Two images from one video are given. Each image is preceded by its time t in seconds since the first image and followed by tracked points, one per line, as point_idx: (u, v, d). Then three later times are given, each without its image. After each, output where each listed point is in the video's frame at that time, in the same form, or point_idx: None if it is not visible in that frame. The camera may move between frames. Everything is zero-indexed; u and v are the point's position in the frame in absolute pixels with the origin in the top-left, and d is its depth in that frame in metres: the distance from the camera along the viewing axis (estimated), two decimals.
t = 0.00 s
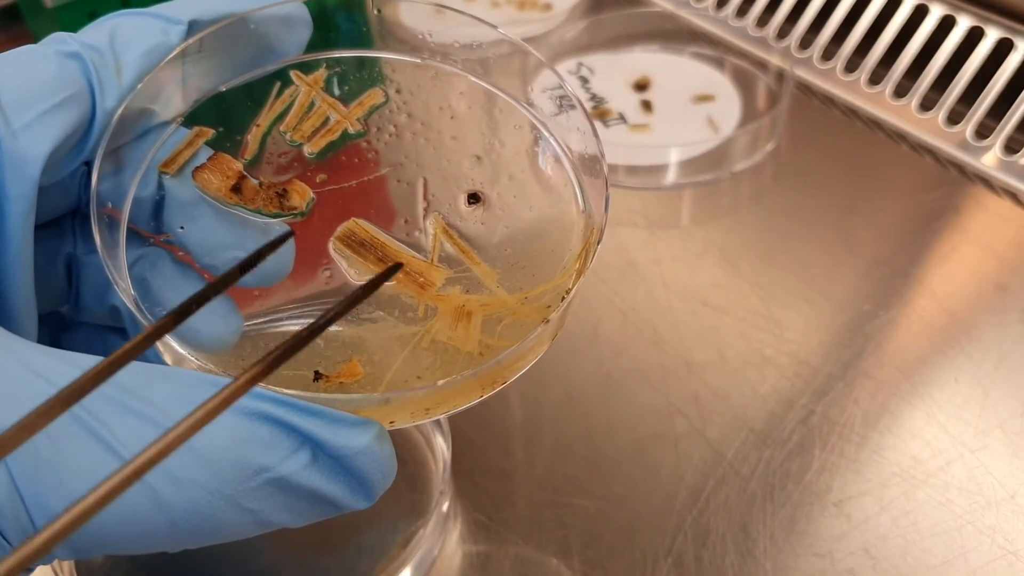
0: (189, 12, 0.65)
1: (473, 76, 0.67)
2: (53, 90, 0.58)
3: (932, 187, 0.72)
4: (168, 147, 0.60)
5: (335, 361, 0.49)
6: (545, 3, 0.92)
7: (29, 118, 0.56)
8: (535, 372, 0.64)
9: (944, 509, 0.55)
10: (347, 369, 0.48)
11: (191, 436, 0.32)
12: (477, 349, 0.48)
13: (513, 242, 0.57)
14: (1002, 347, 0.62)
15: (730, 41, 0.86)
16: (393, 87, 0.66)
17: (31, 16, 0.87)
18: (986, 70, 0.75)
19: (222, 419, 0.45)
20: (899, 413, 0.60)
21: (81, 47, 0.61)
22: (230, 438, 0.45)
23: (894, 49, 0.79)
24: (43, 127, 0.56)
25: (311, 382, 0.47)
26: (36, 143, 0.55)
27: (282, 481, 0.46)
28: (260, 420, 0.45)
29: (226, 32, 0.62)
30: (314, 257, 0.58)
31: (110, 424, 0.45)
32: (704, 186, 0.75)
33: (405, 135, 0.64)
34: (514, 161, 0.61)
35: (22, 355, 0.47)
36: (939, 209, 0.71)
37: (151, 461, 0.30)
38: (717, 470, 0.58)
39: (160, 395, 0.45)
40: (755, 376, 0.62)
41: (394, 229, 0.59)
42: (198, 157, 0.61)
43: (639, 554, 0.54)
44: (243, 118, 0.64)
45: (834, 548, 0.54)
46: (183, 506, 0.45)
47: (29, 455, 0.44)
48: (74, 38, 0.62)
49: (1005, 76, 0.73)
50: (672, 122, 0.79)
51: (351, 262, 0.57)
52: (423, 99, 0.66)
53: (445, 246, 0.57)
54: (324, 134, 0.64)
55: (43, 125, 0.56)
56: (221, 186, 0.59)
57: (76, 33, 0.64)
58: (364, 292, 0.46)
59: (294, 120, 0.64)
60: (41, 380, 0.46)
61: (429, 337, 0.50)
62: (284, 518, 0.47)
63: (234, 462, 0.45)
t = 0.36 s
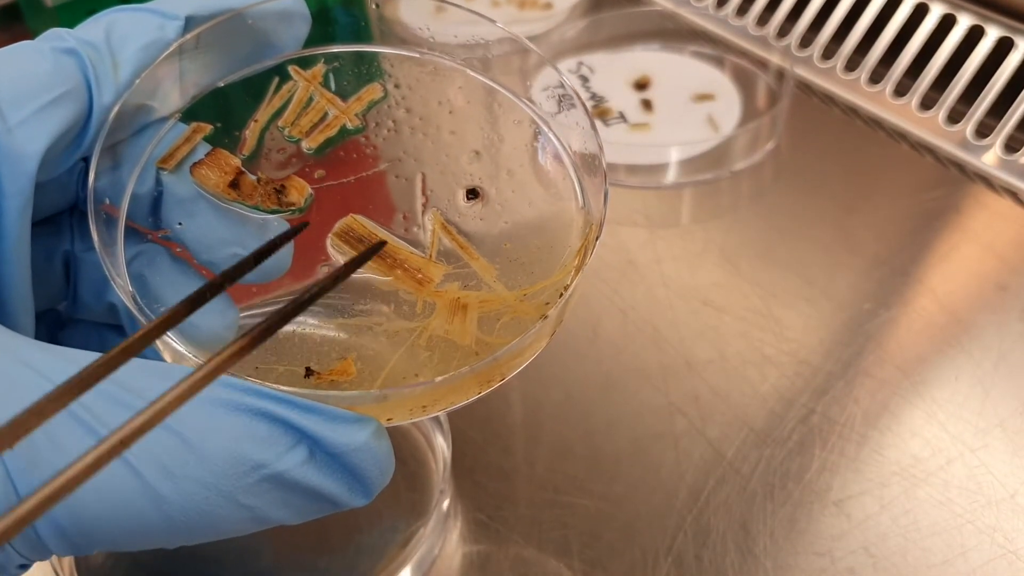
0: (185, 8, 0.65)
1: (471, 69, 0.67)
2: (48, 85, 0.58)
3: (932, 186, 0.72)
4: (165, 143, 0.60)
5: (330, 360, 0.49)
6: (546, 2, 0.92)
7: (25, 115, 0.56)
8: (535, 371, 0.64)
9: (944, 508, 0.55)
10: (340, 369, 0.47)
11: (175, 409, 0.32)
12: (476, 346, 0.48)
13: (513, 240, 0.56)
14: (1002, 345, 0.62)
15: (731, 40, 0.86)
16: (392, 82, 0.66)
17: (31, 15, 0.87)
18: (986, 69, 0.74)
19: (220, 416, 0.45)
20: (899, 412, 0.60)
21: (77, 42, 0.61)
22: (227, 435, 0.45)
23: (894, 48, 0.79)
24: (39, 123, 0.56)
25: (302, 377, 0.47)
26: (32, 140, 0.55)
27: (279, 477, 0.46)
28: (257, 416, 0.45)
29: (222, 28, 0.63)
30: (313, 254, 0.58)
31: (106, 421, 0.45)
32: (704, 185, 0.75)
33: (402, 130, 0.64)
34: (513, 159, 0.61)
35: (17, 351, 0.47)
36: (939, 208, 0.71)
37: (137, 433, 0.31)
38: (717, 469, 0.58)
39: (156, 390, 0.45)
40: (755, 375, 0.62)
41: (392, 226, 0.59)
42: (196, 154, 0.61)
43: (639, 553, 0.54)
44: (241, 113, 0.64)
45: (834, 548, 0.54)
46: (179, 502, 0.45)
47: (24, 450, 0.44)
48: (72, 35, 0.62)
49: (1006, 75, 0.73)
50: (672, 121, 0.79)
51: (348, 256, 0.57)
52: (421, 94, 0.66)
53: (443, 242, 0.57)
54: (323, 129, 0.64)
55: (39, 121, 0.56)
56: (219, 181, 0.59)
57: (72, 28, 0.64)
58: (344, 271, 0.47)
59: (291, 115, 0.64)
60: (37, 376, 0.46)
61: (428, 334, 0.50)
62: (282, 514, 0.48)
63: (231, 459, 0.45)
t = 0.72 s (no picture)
0: (183, 8, 0.65)
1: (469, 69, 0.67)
2: (46, 86, 0.58)
3: (932, 187, 0.72)
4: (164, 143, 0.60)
5: (330, 360, 0.48)
6: (546, 3, 0.92)
7: (23, 116, 0.56)
8: (535, 372, 0.64)
9: (944, 509, 0.55)
10: (341, 371, 0.47)
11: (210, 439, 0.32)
12: (475, 345, 0.48)
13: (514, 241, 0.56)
14: (1002, 346, 0.62)
15: (730, 42, 0.86)
16: (390, 82, 0.66)
17: (32, 16, 0.87)
18: (986, 70, 0.75)
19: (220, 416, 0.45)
20: (899, 413, 0.60)
21: (75, 43, 0.61)
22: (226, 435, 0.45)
23: (894, 49, 0.79)
24: (38, 124, 0.56)
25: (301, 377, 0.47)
26: (31, 141, 0.55)
27: (277, 476, 0.46)
28: (256, 415, 0.45)
29: (220, 28, 0.62)
30: (312, 255, 0.59)
31: (106, 421, 0.46)
32: (704, 186, 0.75)
33: (401, 130, 0.64)
34: (513, 160, 0.61)
35: (12, 349, 0.47)
36: (939, 209, 0.71)
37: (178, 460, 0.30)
38: (717, 470, 0.58)
39: (155, 390, 0.46)
40: (755, 376, 0.62)
41: (391, 226, 0.59)
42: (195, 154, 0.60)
43: (639, 554, 0.54)
44: (240, 113, 0.63)
45: (834, 549, 0.54)
46: (178, 503, 0.45)
47: (20, 447, 0.43)
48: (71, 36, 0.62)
49: (1005, 76, 0.73)
50: (672, 122, 0.79)
51: (346, 257, 0.57)
52: (419, 93, 0.66)
53: (443, 241, 0.57)
54: (321, 129, 0.64)
55: (39, 122, 0.56)
56: (217, 181, 0.59)
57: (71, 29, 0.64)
58: (366, 305, 0.47)
59: (289, 115, 0.64)
60: (35, 376, 0.46)
61: (427, 332, 0.50)
62: (279, 513, 0.48)
63: (230, 459, 0.45)
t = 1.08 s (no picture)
0: (186, 10, 0.65)
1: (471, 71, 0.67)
2: (47, 88, 0.58)
3: (932, 188, 0.72)
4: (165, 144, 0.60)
5: (332, 363, 0.48)
6: (546, 4, 0.92)
7: (24, 118, 0.56)
8: (535, 372, 0.64)
9: (944, 510, 0.55)
10: (342, 375, 0.47)
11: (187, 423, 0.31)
12: (476, 348, 0.48)
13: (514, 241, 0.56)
14: (1002, 347, 0.62)
15: (730, 42, 0.86)
16: (391, 84, 0.67)
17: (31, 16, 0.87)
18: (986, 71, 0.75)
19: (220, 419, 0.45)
20: (899, 414, 0.60)
21: (77, 45, 0.61)
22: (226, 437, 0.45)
23: (894, 50, 0.79)
24: (39, 126, 0.56)
25: (302, 379, 0.47)
26: (32, 142, 0.55)
27: (278, 478, 0.46)
28: (256, 418, 0.45)
29: (222, 30, 0.63)
30: (312, 258, 0.59)
31: (106, 422, 0.46)
32: (704, 187, 0.75)
33: (402, 131, 0.64)
34: (513, 161, 0.61)
35: (12, 349, 0.47)
36: (939, 210, 0.71)
37: (148, 450, 0.29)
38: (717, 471, 0.58)
39: (154, 391, 0.45)
40: (755, 377, 0.62)
41: (392, 229, 0.59)
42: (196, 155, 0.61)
43: (639, 555, 0.54)
44: (242, 115, 0.64)
45: (834, 550, 0.54)
46: (178, 504, 0.45)
47: (19, 449, 0.43)
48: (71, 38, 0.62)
49: (1005, 78, 0.73)
50: (673, 123, 0.79)
51: (347, 259, 0.57)
52: (421, 96, 0.66)
53: (444, 243, 0.57)
54: (322, 131, 0.64)
55: (40, 123, 0.56)
56: (219, 184, 0.59)
57: (72, 31, 0.64)
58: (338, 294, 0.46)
59: (291, 118, 0.64)
60: (35, 377, 0.46)
61: (429, 334, 0.50)
62: (281, 515, 0.48)
63: (230, 461, 0.45)
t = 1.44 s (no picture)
0: (181, 6, 0.65)
1: (468, 66, 0.67)
2: (43, 84, 0.58)
3: (932, 189, 0.72)
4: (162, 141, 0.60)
5: (329, 358, 0.48)
6: (546, 4, 0.93)
7: (20, 114, 0.56)
8: (535, 372, 0.64)
9: (944, 510, 0.55)
10: (340, 372, 0.47)
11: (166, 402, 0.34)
12: (472, 342, 0.48)
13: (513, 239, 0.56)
14: (1002, 348, 0.62)
15: (730, 43, 0.86)
16: (388, 79, 0.66)
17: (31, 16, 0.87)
18: (986, 72, 0.75)
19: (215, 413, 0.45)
20: (899, 414, 0.60)
21: (72, 41, 0.61)
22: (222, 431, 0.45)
23: (894, 50, 0.80)
24: (36, 122, 0.56)
25: (299, 374, 0.47)
26: (29, 138, 0.55)
27: (275, 472, 0.46)
28: (252, 412, 0.45)
29: (219, 26, 0.62)
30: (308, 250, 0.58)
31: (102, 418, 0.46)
32: (704, 188, 0.75)
33: (399, 126, 0.64)
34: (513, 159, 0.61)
35: (9, 347, 0.47)
36: (939, 210, 0.71)
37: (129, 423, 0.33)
38: (717, 471, 0.58)
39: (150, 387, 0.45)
40: (755, 377, 0.62)
41: (389, 224, 0.59)
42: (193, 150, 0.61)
43: (639, 555, 0.54)
44: (239, 109, 0.64)
45: (834, 550, 0.54)
46: (175, 498, 0.45)
47: (16, 444, 0.43)
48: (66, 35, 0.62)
49: (1005, 78, 0.73)
50: (673, 123, 0.79)
51: (343, 253, 0.57)
52: (417, 90, 0.66)
53: (441, 238, 0.57)
54: (319, 126, 0.64)
55: (36, 119, 0.56)
56: (215, 179, 0.59)
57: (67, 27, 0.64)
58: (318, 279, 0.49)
59: (287, 112, 0.64)
60: (32, 373, 0.46)
61: (425, 328, 0.50)
62: (277, 511, 0.48)
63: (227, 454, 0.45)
